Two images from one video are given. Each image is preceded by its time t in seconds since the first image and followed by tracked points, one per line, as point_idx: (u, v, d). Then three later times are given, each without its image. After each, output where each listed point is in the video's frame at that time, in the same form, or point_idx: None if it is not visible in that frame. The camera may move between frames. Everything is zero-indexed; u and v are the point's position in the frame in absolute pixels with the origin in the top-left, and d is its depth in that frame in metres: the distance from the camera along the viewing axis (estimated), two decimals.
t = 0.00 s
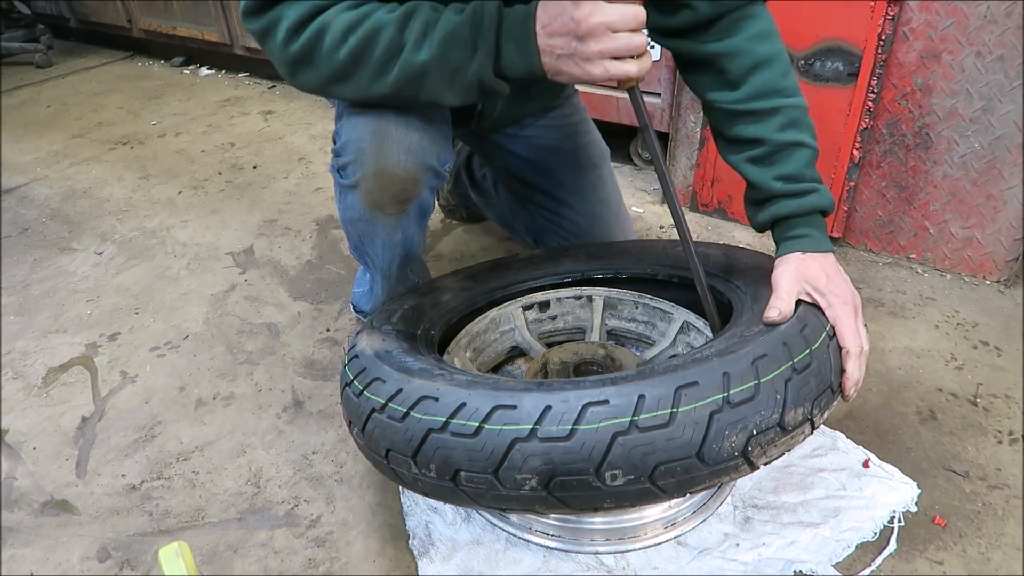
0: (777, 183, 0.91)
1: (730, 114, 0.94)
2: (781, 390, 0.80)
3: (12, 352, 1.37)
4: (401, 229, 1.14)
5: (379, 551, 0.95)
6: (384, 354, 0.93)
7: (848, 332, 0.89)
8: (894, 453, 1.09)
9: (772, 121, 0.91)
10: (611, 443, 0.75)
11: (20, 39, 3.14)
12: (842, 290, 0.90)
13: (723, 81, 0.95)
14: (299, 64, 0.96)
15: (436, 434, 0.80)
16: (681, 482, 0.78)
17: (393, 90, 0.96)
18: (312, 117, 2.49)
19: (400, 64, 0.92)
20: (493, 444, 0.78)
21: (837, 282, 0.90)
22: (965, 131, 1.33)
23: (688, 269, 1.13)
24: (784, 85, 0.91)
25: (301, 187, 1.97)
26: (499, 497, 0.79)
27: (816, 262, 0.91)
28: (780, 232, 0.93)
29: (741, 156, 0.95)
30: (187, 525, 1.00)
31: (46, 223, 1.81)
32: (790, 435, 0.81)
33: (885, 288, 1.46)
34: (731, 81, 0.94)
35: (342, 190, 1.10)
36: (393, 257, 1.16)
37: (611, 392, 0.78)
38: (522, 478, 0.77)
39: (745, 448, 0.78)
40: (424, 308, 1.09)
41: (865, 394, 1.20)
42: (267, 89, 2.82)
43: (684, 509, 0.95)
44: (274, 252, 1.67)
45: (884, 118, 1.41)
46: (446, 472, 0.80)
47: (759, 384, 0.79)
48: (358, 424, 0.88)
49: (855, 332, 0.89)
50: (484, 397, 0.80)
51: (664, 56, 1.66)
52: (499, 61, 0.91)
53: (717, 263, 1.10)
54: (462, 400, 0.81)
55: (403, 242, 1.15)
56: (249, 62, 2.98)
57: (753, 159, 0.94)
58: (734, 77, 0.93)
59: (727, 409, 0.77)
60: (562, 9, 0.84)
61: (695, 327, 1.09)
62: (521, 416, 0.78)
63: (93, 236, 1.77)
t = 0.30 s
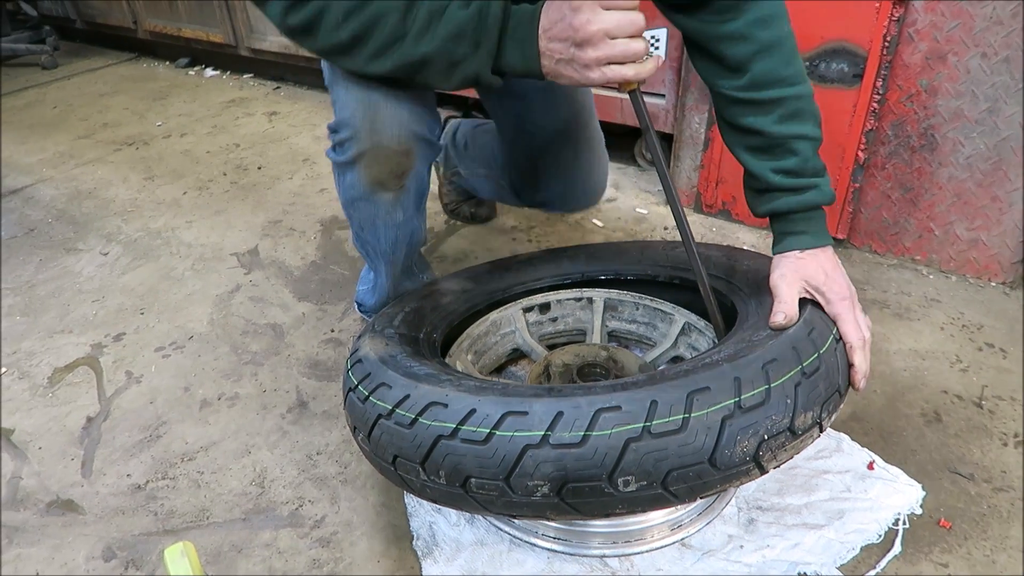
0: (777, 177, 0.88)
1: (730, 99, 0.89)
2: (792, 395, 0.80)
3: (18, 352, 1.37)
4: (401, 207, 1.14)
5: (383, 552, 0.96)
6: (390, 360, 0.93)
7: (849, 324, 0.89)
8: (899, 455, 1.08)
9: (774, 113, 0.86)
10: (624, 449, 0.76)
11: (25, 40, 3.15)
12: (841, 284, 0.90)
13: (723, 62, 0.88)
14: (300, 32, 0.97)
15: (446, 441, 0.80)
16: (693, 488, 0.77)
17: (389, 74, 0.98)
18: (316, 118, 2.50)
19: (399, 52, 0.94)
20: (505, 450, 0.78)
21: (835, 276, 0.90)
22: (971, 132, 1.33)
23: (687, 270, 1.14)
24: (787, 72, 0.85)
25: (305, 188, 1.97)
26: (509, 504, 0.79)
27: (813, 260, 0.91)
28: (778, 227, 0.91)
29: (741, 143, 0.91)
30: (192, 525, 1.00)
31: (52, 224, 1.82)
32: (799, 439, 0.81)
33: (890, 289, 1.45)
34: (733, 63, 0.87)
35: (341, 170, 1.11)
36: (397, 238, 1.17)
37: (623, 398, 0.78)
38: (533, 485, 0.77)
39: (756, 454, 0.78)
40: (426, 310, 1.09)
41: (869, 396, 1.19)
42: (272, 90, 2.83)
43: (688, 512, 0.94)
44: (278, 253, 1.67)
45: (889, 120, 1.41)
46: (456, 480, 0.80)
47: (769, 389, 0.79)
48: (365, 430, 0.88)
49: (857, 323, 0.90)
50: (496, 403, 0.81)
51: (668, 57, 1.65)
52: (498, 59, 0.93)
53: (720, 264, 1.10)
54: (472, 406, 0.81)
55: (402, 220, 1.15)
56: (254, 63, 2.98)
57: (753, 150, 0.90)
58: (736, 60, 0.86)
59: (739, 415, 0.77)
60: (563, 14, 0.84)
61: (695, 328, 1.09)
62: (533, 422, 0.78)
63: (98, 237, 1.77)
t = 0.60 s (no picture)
0: (798, 126, 0.83)
1: (768, 32, 0.83)
2: (794, 394, 0.80)
3: (25, 353, 1.38)
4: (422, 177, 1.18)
5: (389, 554, 0.96)
6: (392, 362, 0.93)
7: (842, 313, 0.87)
8: (905, 459, 1.08)
9: (808, 54, 0.81)
10: (626, 449, 0.75)
11: (32, 41, 3.16)
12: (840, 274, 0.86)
13: None
14: None
15: (448, 442, 0.80)
16: (697, 488, 0.77)
17: None
18: (321, 119, 2.50)
19: None
20: (507, 451, 0.78)
21: (835, 267, 0.86)
22: (977, 135, 1.32)
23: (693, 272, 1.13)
24: (833, 13, 0.81)
25: (310, 190, 1.98)
26: (513, 505, 0.79)
27: (816, 246, 0.86)
28: (789, 184, 0.87)
29: (770, 84, 0.86)
30: (198, 527, 1.01)
31: (58, 225, 1.83)
32: (803, 439, 0.81)
33: (896, 291, 1.45)
34: None
35: (371, 131, 1.16)
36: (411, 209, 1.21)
37: (625, 398, 0.78)
38: (536, 485, 0.77)
39: (758, 453, 0.78)
40: (431, 313, 1.09)
41: (875, 400, 1.19)
42: (277, 91, 2.83)
43: (694, 515, 0.94)
44: (283, 255, 1.67)
45: (895, 121, 1.40)
46: (459, 481, 0.80)
47: (772, 388, 0.79)
48: (369, 433, 0.88)
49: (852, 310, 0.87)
50: (498, 404, 0.81)
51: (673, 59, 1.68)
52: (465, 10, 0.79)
53: (725, 267, 1.10)
54: (475, 407, 0.81)
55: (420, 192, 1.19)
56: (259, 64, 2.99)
57: (780, 92, 0.85)
58: None
59: (741, 414, 0.77)
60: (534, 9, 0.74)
61: (701, 330, 1.08)
62: (534, 423, 0.78)
63: (104, 238, 1.78)
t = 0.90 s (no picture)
0: (891, 63, 0.82)
1: None
2: (803, 400, 0.80)
3: (36, 355, 1.39)
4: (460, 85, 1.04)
5: (397, 557, 0.96)
6: (402, 366, 0.94)
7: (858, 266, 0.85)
8: (914, 464, 1.08)
9: None
10: (635, 454, 0.76)
11: (42, 45, 3.19)
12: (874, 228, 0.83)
13: None
14: None
15: (458, 446, 0.80)
16: (706, 493, 0.77)
17: None
18: (329, 123, 2.52)
19: None
20: (517, 456, 0.78)
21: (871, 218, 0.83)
22: (987, 140, 1.31)
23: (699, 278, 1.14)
24: None
25: (319, 193, 1.99)
26: (522, 509, 0.79)
27: (867, 189, 0.83)
28: (863, 125, 0.86)
29: (873, 19, 0.85)
30: (207, 529, 1.01)
31: (69, 228, 1.84)
32: (812, 445, 0.81)
33: (904, 297, 1.46)
34: None
35: (415, 22, 1.03)
36: (450, 113, 1.06)
37: (635, 403, 0.78)
38: (546, 490, 0.77)
39: (767, 459, 0.78)
40: (439, 318, 1.10)
41: (884, 405, 1.19)
42: (285, 95, 2.85)
43: (702, 520, 0.95)
44: (292, 258, 1.68)
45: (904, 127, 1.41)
46: (468, 485, 0.80)
47: (781, 394, 0.79)
48: (378, 436, 0.89)
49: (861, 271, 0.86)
50: (508, 408, 0.81)
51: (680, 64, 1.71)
52: None
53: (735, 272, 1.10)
54: (485, 411, 0.81)
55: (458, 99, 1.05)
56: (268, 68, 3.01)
57: (884, 29, 0.84)
58: None
59: (750, 419, 0.77)
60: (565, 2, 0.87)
61: (708, 336, 1.09)
62: (544, 428, 0.78)
63: (115, 241, 1.79)
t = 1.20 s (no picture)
0: None
1: None
2: (814, 404, 0.80)
3: (46, 349, 1.39)
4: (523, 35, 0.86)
5: (403, 555, 0.96)
6: (412, 364, 0.94)
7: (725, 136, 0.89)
8: (921, 471, 1.08)
9: None
10: (645, 455, 0.76)
11: (55, 42, 3.20)
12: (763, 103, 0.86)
13: None
14: None
15: (468, 445, 0.81)
16: (715, 496, 0.77)
17: None
18: (338, 122, 2.53)
19: None
20: (526, 456, 0.78)
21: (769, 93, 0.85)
22: (997, 147, 1.29)
23: (709, 280, 1.14)
24: None
25: (328, 192, 1.99)
26: (531, 509, 0.79)
27: (773, 70, 0.84)
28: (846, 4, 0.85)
29: None
30: (214, 525, 1.02)
31: (79, 223, 1.85)
32: (822, 448, 0.81)
33: (913, 304, 1.46)
34: None
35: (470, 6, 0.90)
36: (543, 89, 0.88)
37: (644, 405, 0.78)
38: (555, 490, 0.77)
39: (777, 462, 0.78)
40: (447, 318, 1.10)
41: (892, 412, 1.19)
42: (295, 94, 2.86)
43: (708, 524, 0.94)
44: (300, 256, 1.69)
45: (915, 133, 1.41)
46: (478, 484, 0.80)
47: (791, 398, 0.79)
48: (388, 435, 0.89)
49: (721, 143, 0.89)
50: (517, 408, 0.81)
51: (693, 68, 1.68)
52: None
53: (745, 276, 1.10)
54: (495, 410, 0.82)
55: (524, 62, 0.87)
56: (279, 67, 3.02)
57: None
58: None
59: (760, 422, 0.77)
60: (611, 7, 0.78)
61: (717, 339, 1.09)
62: (554, 428, 0.78)
63: (124, 236, 1.80)
